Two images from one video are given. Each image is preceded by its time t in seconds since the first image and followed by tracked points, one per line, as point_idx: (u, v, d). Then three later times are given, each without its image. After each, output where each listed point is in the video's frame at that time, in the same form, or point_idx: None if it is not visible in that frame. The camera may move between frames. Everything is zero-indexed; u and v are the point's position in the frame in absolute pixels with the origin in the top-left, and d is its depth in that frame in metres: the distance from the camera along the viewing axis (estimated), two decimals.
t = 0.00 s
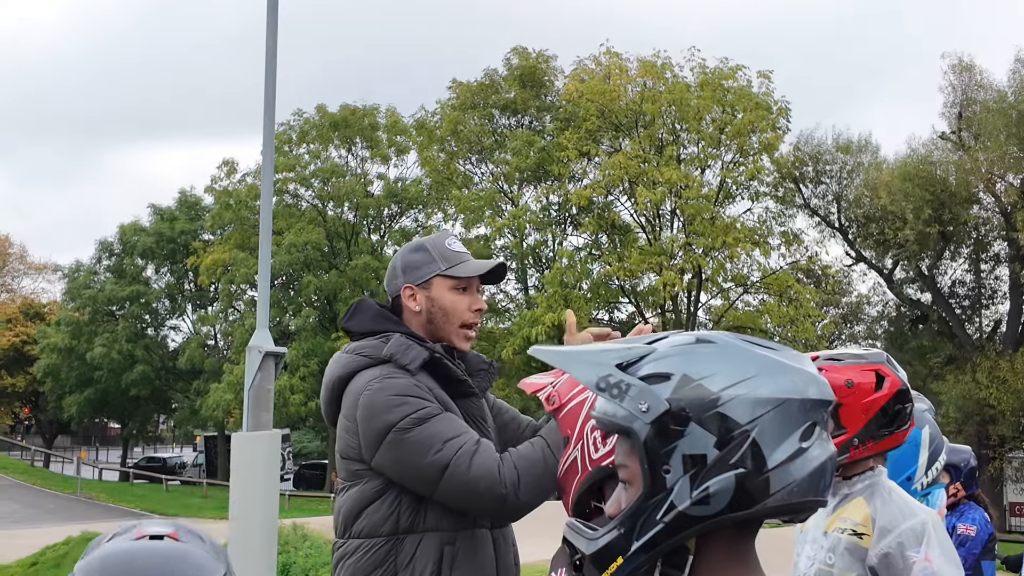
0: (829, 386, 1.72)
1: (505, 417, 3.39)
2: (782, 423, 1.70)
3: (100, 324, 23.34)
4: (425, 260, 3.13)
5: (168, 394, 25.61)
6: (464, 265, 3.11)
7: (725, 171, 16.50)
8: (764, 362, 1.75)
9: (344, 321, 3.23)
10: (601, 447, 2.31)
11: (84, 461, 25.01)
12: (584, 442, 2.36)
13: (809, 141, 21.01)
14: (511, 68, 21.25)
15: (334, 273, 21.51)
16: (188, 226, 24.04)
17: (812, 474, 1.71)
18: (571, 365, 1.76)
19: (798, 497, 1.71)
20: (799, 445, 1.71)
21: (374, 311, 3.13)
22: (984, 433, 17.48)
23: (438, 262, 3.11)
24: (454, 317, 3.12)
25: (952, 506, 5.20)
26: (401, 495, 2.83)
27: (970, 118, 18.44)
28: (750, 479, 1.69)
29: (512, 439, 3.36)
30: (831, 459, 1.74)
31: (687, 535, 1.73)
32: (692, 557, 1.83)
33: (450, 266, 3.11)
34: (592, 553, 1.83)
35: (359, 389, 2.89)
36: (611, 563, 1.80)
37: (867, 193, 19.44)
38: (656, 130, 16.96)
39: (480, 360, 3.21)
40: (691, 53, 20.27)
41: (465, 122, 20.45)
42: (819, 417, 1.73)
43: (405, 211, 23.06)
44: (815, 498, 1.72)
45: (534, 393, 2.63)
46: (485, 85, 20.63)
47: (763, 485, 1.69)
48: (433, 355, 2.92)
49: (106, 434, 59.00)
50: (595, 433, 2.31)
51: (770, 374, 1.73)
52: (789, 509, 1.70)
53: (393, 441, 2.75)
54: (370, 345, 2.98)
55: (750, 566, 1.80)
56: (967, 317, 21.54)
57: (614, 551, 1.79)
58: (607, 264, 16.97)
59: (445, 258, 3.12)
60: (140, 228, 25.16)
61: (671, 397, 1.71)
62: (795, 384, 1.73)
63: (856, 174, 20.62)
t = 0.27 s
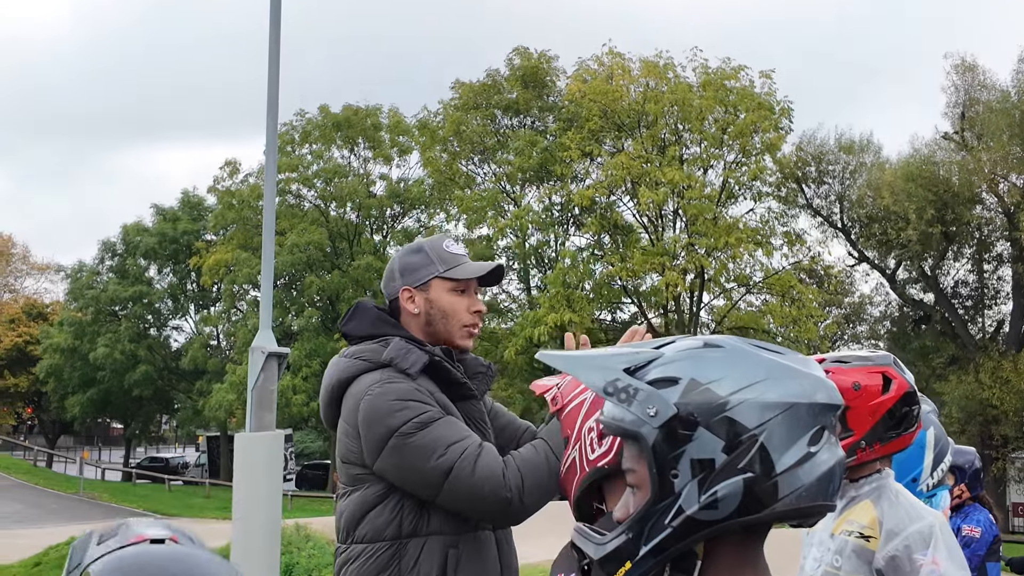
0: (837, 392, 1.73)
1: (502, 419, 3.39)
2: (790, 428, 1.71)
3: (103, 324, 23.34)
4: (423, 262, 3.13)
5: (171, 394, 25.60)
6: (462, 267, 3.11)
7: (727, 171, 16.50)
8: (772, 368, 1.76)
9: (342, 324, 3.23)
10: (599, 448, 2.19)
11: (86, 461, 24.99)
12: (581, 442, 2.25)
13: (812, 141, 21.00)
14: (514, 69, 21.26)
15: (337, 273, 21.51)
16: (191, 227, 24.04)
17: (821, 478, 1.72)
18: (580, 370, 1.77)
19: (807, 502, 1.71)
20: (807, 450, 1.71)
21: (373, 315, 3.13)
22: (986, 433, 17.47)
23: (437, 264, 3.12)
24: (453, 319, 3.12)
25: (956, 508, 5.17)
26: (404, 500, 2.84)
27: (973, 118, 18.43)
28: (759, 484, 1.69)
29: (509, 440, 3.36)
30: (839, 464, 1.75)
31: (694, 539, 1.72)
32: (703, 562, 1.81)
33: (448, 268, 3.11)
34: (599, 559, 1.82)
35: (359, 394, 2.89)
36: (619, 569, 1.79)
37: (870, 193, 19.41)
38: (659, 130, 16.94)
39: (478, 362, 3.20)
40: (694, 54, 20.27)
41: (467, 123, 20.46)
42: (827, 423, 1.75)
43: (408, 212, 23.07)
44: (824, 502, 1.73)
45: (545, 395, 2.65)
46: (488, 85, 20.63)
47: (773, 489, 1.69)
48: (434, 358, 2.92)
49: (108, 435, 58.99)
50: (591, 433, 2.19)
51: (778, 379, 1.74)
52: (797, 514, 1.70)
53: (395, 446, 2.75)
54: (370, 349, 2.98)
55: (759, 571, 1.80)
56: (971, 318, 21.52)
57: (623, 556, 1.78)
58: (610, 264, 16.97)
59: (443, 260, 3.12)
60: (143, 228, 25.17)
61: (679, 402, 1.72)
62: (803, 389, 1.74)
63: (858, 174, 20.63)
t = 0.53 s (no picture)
0: (843, 395, 1.76)
1: (500, 421, 3.39)
2: (796, 430, 1.72)
3: (104, 325, 23.34)
4: (418, 264, 3.13)
5: (172, 395, 25.61)
6: (456, 267, 3.11)
7: (729, 171, 16.51)
8: (778, 371, 1.77)
9: (337, 329, 3.24)
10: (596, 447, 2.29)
11: (87, 461, 24.99)
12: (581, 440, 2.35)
13: (813, 142, 21.01)
14: (515, 69, 21.28)
15: (338, 274, 21.52)
16: (192, 227, 24.04)
17: (826, 481, 1.74)
18: (584, 373, 1.76)
19: (813, 505, 1.72)
20: (814, 453, 1.73)
21: (369, 319, 3.15)
22: (988, 434, 17.46)
23: (431, 264, 3.12)
24: (450, 321, 3.12)
25: (959, 509, 5.17)
26: (402, 504, 2.84)
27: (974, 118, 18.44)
28: (766, 487, 1.69)
29: (508, 441, 3.37)
30: (845, 467, 1.77)
31: (702, 544, 1.72)
32: (708, 565, 1.80)
33: (443, 269, 3.11)
34: (608, 563, 1.83)
35: (355, 397, 2.89)
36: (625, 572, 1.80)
37: (871, 193, 19.40)
38: (661, 130, 16.95)
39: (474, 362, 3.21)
40: (695, 54, 20.30)
41: (468, 123, 20.46)
42: (832, 425, 1.77)
43: (409, 212, 23.08)
44: (831, 505, 1.74)
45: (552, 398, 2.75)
46: (489, 85, 20.64)
47: (780, 493, 1.70)
48: (431, 360, 2.93)
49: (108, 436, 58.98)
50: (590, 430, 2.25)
51: (785, 383, 1.75)
52: (804, 516, 1.71)
53: (392, 451, 2.75)
54: (367, 352, 2.98)
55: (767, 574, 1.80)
56: (972, 318, 21.52)
57: (631, 560, 1.79)
58: (611, 265, 16.98)
59: (438, 261, 3.12)
60: (144, 229, 25.16)
61: (685, 405, 1.71)
62: (809, 392, 1.75)
63: (860, 174, 20.64)
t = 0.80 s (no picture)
0: (846, 396, 1.76)
1: (499, 423, 3.40)
2: (800, 432, 1.72)
3: (104, 325, 23.32)
4: (419, 266, 3.13)
5: (172, 395, 25.60)
6: (460, 271, 3.11)
7: (729, 172, 16.52)
8: (780, 372, 1.77)
9: (337, 330, 3.23)
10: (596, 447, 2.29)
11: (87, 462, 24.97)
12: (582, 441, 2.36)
13: (813, 142, 21.02)
14: (515, 70, 21.29)
15: (338, 274, 21.52)
16: (193, 228, 24.03)
17: (830, 483, 1.74)
18: (586, 375, 1.76)
19: (816, 507, 1.73)
20: (817, 454, 1.73)
21: (368, 321, 3.14)
22: (989, 434, 17.47)
23: (433, 267, 3.12)
24: (450, 323, 3.12)
25: (960, 510, 5.18)
26: (399, 507, 2.83)
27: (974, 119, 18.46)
28: (769, 488, 1.70)
29: (507, 444, 3.37)
30: (848, 468, 1.77)
31: (705, 545, 1.72)
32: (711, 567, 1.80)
33: (445, 271, 3.11)
34: (610, 566, 1.82)
35: (353, 397, 2.89)
36: None
37: (871, 193, 19.40)
38: (661, 131, 16.96)
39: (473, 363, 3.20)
40: (695, 55, 20.33)
41: (468, 123, 20.46)
42: (835, 426, 1.77)
43: (409, 212, 23.09)
44: (833, 507, 1.75)
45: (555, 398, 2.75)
46: (489, 86, 20.65)
47: (783, 494, 1.70)
48: (428, 362, 2.93)
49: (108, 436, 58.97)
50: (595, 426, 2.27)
51: (787, 385, 1.75)
52: (807, 518, 1.72)
53: (387, 454, 2.75)
54: (365, 354, 2.98)
55: None
56: (972, 318, 21.53)
57: (633, 563, 1.78)
58: (612, 266, 16.98)
59: (440, 264, 3.12)
60: (144, 230, 25.15)
61: (688, 407, 1.71)
62: (812, 394, 1.76)
63: (860, 175, 20.66)
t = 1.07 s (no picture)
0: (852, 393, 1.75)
1: (501, 422, 3.39)
2: (805, 429, 1.73)
3: (104, 326, 23.31)
4: (421, 265, 3.13)
5: (172, 395, 25.58)
6: (460, 271, 3.11)
7: (728, 172, 16.53)
8: (787, 369, 1.78)
9: (337, 329, 3.23)
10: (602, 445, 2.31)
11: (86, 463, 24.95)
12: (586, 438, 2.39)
13: (813, 143, 21.04)
14: (514, 70, 21.29)
15: (338, 275, 21.51)
16: (192, 228, 24.01)
17: (836, 481, 1.74)
18: (592, 373, 1.79)
19: (822, 504, 1.73)
20: (823, 451, 1.74)
21: (369, 320, 3.14)
22: (988, 434, 17.51)
23: (434, 267, 3.11)
24: (451, 323, 3.13)
25: (961, 510, 5.18)
26: (400, 505, 2.83)
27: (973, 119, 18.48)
28: (775, 486, 1.71)
29: (508, 443, 3.37)
30: (854, 465, 1.77)
31: (711, 543, 1.74)
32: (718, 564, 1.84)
33: (446, 271, 3.11)
34: (616, 563, 1.85)
35: (354, 394, 2.89)
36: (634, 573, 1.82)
37: (871, 194, 19.42)
38: (660, 132, 16.97)
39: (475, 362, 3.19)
40: (695, 55, 20.35)
41: (468, 124, 20.46)
42: (842, 423, 1.77)
43: (409, 213, 23.09)
44: (839, 504, 1.75)
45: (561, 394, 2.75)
46: (489, 86, 20.66)
47: (789, 491, 1.71)
48: (429, 359, 2.93)
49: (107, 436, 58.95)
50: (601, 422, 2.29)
51: (794, 382, 1.76)
52: (813, 516, 1.72)
53: (387, 450, 2.75)
54: (365, 352, 2.98)
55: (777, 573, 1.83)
56: (971, 319, 21.56)
57: (639, 560, 1.80)
58: (611, 266, 16.99)
59: (441, 263, 3.12)
60: (143, 230, 25.12)
61: (694, 405, 1.73)
62: (818, 391, 1.76)
63: (860, 175, 20.67)
